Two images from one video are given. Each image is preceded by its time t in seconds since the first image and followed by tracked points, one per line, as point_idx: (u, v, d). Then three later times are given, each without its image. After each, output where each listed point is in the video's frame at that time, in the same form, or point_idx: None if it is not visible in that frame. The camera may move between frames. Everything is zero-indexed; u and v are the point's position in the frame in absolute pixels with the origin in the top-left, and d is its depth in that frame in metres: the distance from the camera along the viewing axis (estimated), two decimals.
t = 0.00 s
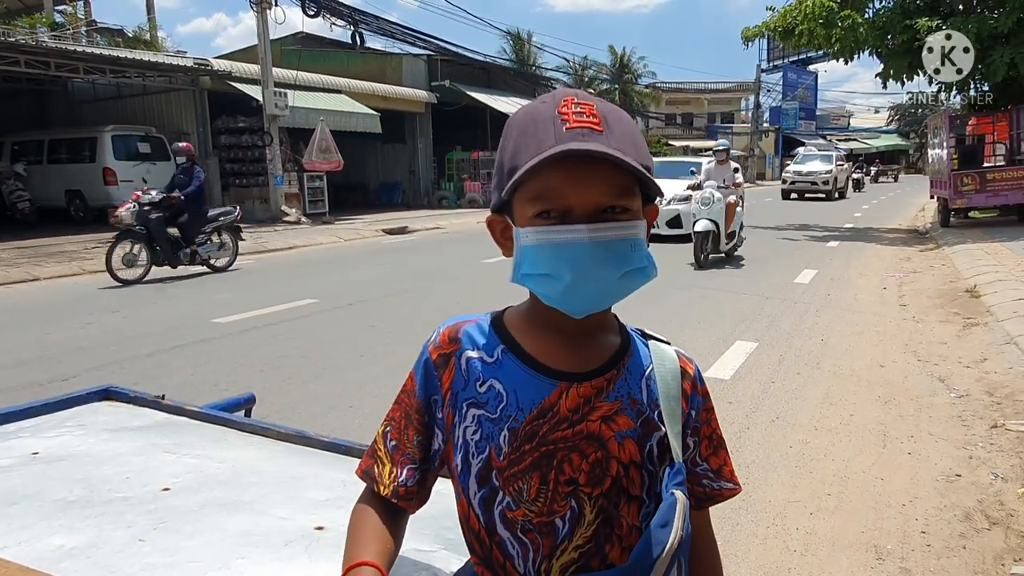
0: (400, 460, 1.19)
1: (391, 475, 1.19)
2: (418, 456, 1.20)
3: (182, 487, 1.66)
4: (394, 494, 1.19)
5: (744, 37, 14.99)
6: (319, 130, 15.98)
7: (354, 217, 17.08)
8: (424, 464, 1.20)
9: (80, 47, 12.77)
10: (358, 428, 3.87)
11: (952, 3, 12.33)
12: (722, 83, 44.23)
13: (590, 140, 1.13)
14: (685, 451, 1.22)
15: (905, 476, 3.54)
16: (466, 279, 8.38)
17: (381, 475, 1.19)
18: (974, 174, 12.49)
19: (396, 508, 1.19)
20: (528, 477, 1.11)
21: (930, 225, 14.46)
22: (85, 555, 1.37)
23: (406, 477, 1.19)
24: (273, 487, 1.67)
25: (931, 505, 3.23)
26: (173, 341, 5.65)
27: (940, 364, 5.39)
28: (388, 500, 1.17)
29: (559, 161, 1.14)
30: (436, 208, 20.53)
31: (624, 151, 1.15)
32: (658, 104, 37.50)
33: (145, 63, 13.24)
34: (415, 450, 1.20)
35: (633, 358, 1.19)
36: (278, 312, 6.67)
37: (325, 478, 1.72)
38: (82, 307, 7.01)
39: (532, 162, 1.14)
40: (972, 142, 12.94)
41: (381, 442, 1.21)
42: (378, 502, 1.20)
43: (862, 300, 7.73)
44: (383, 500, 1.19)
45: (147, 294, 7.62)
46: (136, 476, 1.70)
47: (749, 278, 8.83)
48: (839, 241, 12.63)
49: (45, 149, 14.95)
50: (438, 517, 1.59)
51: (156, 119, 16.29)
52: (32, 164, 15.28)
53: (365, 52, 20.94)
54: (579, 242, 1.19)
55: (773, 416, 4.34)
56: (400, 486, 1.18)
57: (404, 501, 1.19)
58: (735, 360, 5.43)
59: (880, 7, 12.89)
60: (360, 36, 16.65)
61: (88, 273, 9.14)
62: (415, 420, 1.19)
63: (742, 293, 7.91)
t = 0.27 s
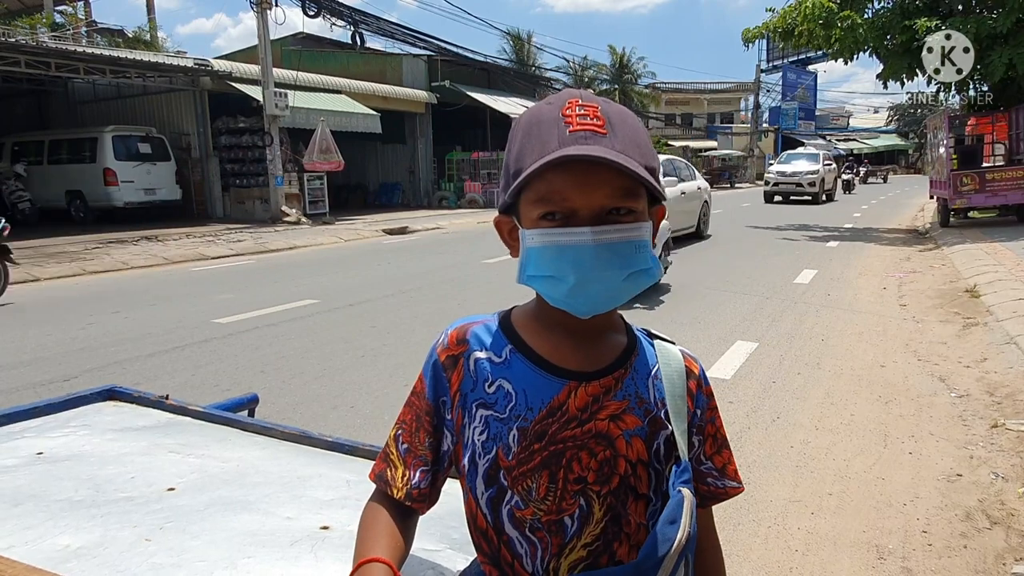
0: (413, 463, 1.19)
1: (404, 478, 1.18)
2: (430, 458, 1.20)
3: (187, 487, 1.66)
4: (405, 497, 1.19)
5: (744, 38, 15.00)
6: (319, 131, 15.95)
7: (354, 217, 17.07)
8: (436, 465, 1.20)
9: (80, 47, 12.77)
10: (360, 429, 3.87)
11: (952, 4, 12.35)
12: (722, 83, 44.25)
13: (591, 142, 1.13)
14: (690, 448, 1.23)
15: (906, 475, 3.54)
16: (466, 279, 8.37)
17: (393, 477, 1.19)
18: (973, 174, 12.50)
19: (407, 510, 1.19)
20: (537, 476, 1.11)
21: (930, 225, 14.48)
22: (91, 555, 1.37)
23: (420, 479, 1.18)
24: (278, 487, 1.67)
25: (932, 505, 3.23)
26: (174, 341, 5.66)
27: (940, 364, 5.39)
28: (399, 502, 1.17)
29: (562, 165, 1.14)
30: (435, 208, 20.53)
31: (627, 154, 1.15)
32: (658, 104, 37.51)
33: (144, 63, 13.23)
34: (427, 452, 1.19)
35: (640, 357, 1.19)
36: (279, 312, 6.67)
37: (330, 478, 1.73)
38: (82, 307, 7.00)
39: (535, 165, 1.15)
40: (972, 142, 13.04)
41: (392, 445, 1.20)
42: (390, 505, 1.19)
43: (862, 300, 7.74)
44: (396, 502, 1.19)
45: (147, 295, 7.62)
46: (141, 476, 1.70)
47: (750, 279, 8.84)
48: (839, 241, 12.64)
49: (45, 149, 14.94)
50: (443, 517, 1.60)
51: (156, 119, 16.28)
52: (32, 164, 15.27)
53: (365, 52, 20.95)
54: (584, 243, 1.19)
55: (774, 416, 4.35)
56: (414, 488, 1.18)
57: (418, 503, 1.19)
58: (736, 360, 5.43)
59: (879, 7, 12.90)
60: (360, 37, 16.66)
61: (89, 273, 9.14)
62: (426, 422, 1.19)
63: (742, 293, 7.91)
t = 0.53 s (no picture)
0: (417, 463, 1.19)
1: (409, 479, 1.19)
2: (435, 457, 1.20)
3: (191, 485, 1.67)
4: (412, 497, 1.19)
5: (743, 38, 15.02)
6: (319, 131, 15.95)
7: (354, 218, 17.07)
8: (440, 465, 1.21)
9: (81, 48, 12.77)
10: (361, 429, 3.87)
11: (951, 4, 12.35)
12: (722, 83, 44.28)
13: (594, 142, 1.14)
14: (692, 443, 1.23)
15: (906, 475, 3.55)
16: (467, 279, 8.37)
17: (398, 478, 1.20)
18: (973, 174, 12.50)
19: (413, 510, 1.20)
20: (543, 472, 1.12)
21: (929, 225, 14.48)
22: (96, 552, 1.37)
23: (424, 480, 1.19)
24: (282, 486, 1.67)
25: (933, 504, 3.24)
26: (175, 342, 5.66)
27: (940, 363, 5.40)
28: (406, 503, 1.18)
29: (565, 164, 1.15)
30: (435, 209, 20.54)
31: (630, 153, 1.15)
32: (658, 104, 37.55)
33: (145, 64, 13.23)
34: (432, 452, 1.20)
35: (642, 353, 1.20)
36: (279, 313, 6.67)
37: (333, 476, 1.73)
38: (83, 308, 7.01)
39: (538, 165, 1.16)
40: (972, 141, 13.05)
41: (397, 446, 1.21)
42: (395, 505, 1.20)
43: (863, 300, 7.74)
44: (401, 502, 1.19)
45: (148, 295, 7.63)
46: (145, 475, 1.70)
47: (750, 279, 8.85)
48: (839, 241, 12.64)
49: (46, 150, 14.96)
50: (445, 515, 1.60)
51: (157, 120, 16.29)
52: (33, 165, 15.28)
53: (365, 53, 20.96)
54: (587, 242, 1.20)
55: (774, 416, 4.35)
56: (418, 489, 1.19)
57: (423, 503, 1.19)
58: (736, 360, 5.44)
59: (879, 7, 12.91)
60: (360, 37, 16.68)
61: (89, 274, 9.15)
62: (431, 422, 1.20)
63: (742, 293, 7.92)
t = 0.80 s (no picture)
0: (413, 466, 1.20)
1: (405, 481, 1.20)
2: (432, 459, 1.20)
3: (189, 489, 1.66)
4: (408, 499, 1.20)
5: (743, 37, 15.01)
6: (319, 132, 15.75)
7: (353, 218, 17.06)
8: (436, 467, 1.21)
9: (80, 49, 12.76)
10: (361, 430, 3.87)
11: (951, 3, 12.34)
12: (721, 83, 44.30)
13: (589, 146, 1.13)
14: (693, 447, 1.22)
15: (907, 476, 3.54)
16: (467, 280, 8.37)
17: (394, 481, 1.20)
18: (973, 174, 12.48)
19: (408, 511, 1.20)
20: (539, 475, 1.11)
21: (929, 225, 14.48)
22: (93, 557, 1.37)
23: (420, 482, 1.20)
24: (280, 489, 1.67)
25: (933, 505, 3.24)
26: (175, 342, 5.67)
27: (940, 364, 5.39)
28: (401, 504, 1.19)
29: (561, 169, 1.15)
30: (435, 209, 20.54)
31: (625, 158, 1.15)
32: (658, 104, 37.56)
33: (145, 65, 13.22)
34: (428, 454, 1.20)
35: (641, 356, 1.19)
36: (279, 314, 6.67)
37: (332, 479, 1.73)
38: (83, 309, 7.01)
39: (533, 169, 1.15)
40: (972, 141, 13.06)
41: (394, 449, 1.21)
42: (391, 507, 1.20)
43: (863, 300, 7.74)
44: (396, 504, 1.20)
45: (148, 296, 7.63)
46: (143, 479, 1.70)
47: (750, 279, 8.84)
48: (839, 241, 12.64)
49: (46, 151, 14.95)
50: (444, 518, 1.60)
51: (157, 121, 16.29)
52: (33, 166, 15.29)
53: (364, 53, 20.97)
54: (582, 247, 1.20)
55: (775, 416, 4.35)
56: (414, 491, 1.19)
57: (419, 505, 1.20)
58: (737, 361, 5.44)
59: (879, 7, 12.91)
60: (360, 38, 16.68)
61: (90, 275, 9.16)
62: (428, 425, 1.20)
63: (742, 293, 7.91)
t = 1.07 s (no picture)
0: (420, 466, 1.20)
1: (411, 482, 1.19)
2: (438, 459, 1.20)
3: (189, 489, 1.66)
4: (413, 499, 1.19)
5: (742, 36, 15.00)
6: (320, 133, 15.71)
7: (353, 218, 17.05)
8: (443, 467, 1.21)
9: (80, 49, 12.75)
10: (361, 430, 3.86)
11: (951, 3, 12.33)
12: (721, 83, 44.31)
13: (571, 148, 1.13)
14: (702, 448, 1.21)
15: (908, 476, 3.54)
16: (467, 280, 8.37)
17: (400, 481, 1.20)
18: (973, 174, 12.47)
19: (414, 512, 1.19)
20: (540, 471, 1.11)
21: (929, 225, 14.48)
22: (92, 557, 1.36)
23: (426, 482, 1.19)
24: (280, 489, 1.66)
25: (934, 504, 3.23)
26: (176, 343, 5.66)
27: (940, 363, 5.39)
28: (406, 504, 1.18)
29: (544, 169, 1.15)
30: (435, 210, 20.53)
31: (609, 158, 1.14)
32: (658, 104, 37.58)
33: (145, 65, 13.21)
34: (434, 454, 1.20)
35: (646, 354, 1.18)
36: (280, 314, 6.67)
37: (332, 479, 1.72)
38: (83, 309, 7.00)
39: (519, 168, 1.17)
40: (972, 141, 13.06)
41: (400, 450, 1.21)
42: (397, 508, 1.20)
43: (863, 300, 7.73)
44: (402, 504, 1.19)
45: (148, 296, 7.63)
46: (142, 479, 1.70)
47: (750, 279, 8.84)
48: (839, 241, 12.63)
49: (46, 152, 14.95)
50: (446, 519, 1.59)
51: (157, 121, 16.28)
52: (33, 167, 15.28)
53: (364, 54, 20.97)
54: (562, 249, 1.20)
55: (775, 416, 4.35)
56: (420, 491, 1.19)
57: (425, 507, 1.19)
58: (737, 360, 5.43)
59: (879, 7, 12.91)
60: (360, 38, 16.67)
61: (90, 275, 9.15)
62: (434, 425, 1.20)
63: (742, 293, 7.91)
